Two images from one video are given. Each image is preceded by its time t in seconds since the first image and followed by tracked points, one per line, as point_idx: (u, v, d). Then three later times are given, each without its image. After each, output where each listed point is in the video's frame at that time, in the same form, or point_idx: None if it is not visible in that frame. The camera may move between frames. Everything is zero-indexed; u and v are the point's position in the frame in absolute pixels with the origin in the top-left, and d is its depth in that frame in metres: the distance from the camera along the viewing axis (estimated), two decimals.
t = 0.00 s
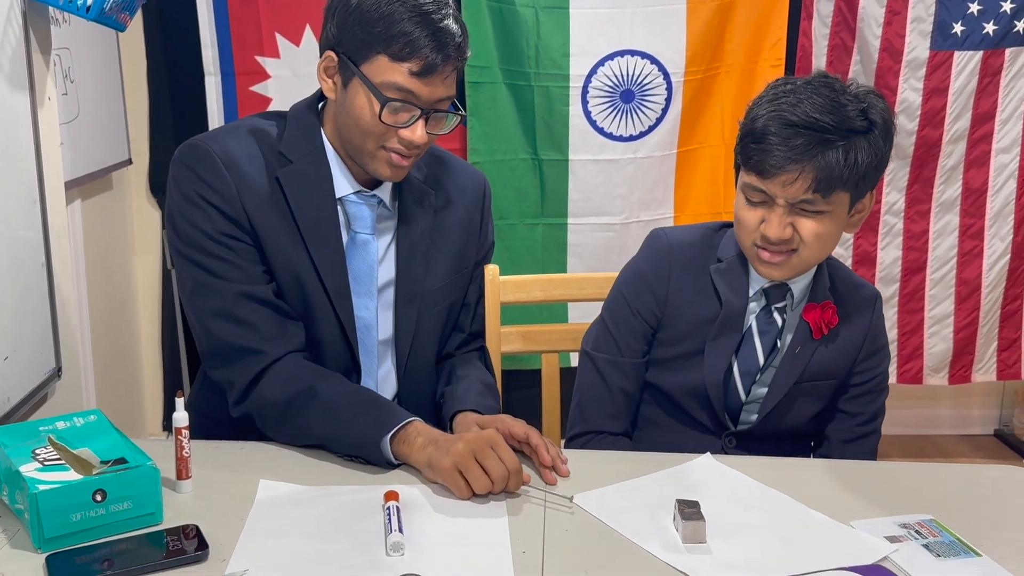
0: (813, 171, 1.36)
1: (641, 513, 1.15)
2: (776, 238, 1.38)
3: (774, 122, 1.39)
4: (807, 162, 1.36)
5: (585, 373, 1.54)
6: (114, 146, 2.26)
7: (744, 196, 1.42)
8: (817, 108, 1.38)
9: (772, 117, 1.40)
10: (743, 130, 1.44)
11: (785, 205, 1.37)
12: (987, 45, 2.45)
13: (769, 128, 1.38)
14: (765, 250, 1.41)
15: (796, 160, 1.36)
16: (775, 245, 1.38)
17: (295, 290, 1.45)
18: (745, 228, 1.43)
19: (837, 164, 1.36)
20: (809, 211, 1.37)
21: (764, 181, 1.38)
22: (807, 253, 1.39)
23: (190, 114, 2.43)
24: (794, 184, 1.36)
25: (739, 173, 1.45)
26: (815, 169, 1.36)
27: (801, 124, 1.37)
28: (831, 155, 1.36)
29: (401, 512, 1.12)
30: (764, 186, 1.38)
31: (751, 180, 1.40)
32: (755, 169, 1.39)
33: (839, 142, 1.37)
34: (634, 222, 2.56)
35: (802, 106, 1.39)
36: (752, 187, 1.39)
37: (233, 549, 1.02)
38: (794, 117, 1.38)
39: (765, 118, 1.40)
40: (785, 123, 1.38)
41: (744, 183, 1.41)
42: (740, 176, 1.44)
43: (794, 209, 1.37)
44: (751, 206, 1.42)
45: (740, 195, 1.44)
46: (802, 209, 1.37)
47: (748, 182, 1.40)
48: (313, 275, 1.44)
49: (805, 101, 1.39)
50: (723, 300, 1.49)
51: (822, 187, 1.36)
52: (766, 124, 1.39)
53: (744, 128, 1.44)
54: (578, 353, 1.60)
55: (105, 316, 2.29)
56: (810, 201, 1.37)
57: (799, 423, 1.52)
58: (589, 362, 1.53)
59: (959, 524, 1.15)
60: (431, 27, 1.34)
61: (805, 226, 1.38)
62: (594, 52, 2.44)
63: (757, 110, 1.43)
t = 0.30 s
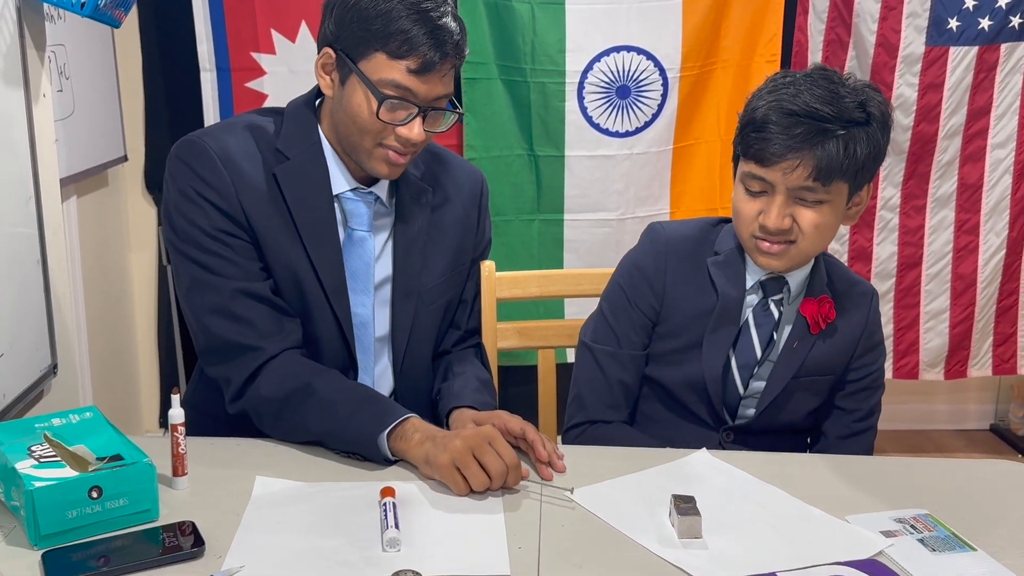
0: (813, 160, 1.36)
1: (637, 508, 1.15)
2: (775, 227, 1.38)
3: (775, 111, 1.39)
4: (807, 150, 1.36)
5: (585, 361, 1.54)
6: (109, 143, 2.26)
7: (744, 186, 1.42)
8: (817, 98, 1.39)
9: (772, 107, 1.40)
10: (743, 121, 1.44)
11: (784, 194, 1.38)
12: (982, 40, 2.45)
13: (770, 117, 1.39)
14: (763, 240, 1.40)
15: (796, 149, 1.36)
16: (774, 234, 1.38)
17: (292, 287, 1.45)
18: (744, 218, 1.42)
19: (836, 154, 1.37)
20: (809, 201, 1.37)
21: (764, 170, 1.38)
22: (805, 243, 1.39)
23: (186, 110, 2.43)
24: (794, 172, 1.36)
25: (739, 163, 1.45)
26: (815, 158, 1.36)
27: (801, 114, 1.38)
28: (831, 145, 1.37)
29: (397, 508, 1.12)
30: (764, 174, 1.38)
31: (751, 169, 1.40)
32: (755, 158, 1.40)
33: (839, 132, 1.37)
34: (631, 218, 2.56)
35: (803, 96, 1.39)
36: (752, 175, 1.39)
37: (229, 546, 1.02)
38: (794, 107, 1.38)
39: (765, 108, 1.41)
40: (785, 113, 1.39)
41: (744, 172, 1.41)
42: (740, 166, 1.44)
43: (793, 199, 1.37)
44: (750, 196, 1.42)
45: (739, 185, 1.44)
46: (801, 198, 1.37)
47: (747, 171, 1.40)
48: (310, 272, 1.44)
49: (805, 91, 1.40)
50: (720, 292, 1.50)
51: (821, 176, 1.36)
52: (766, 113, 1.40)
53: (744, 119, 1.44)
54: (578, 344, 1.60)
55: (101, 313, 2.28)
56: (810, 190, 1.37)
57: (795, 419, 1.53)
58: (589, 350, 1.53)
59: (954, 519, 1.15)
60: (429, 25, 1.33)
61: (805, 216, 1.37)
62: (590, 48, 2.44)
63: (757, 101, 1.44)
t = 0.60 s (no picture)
0: (809, 144, 1.36)
1: (634, 503, 1.15)
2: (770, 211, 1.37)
3: (771, 96, 1.40)
4: (803, 134, 1.36)
5: (591, 335, 1.53)
6: (105, 139, 2.25)
7: (739, 171, 1.42)
8: (812, 84, 1.39)
9: (768, 92, 1.40)
10: (739, 107, 1.44)
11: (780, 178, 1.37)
12: (979, 35, 2.45)
13: (766, 101, 1.39)
14: (758, 225, 1.40)
15: (791, 133, 1.36)
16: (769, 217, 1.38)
17: (290, 283, 1.44)
18: (739, 203, 1.42)
19: (832, 138, 1.37)
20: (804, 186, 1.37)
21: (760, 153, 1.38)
22: (799, 229, 1.38)
23: (182, 106, 2.42)
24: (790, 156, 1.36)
25: (734, 148, 1.45)
26: (811, 142, 1.36)
27: (797, 99, 1.38)
28: (827, 130, 1.37)
29: (394, 503, 1.12)
30: (760, 158, 1.38)
31: (747, 153, 1.39)
32: (751, 141, 1.39)
33: (834, 117, 1.38)
34: (628, 214, 2.56)
35: (799, 82, 1.40)
36: (748, 159, 1.39)
37: (226, 542, 1.02)
38: (790, 92, 1.39)
39: (761, 92, 1.41)
40: (782, 97, 1.39)
41: (739, 157, 1.41)
42: (735, 151, 1.44)
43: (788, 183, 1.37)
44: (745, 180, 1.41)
45: (733, 170, 1.43)
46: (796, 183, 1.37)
47: (743, 155, 1.40)
48: (308, 267, 1.44)
49: (801, 78, 1.40)
50: (711, 275, 1.50)
51: (816, 161, 1.37)
52: (762, 97, 1.40)
53: (740, 105, 1.45)
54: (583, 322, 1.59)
55: (97, 310, 2.28)
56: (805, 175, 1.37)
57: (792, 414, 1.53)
58: (593, 327, 1.53)
59: (950, 513, 1.16)
60: (427, 21, 1.33)
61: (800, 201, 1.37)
62: (587, 43, 2.44)
63: (753, 88, 1.44)
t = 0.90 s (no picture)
0: (808, 140, 1.36)
1: (631, 499, 1.15)
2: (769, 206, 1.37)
3: (769, 93, 1.39)
4: (801, 130, 1.36)
5: (607, 320, 1.50)
6: (102, 136, 2.25)
7: (737, 168, 1.42)
8: (809, 82, 1.40)
9: (766, 89, 1.40)
10: (737, 105, 1.44)
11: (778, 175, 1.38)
12: (975, 31, 2.46)
13: (764, 98, 1.39)
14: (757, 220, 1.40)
15: (790, 129, 1.36)
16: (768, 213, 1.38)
17: (286, 281, 1.44)
18: (738, 199, 1.42)
19: (830, 134, 1.37)
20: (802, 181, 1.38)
21: (759, 149, 1.38)
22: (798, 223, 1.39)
23: (179, 103, 2.42)
24: (789, 152, 1.36)
25: (732, 146, 1.44)
26: (810, 138, 1.36)
27: (795, 96, 1.38)
28: (825, 126, 1.37)
29: (391, 500, 1.12)
30: (758, 155, 1.38)
31: (745, 149, 1.39)
32: (750, 138, 1.39)
33: (832, 114, 1.38)
34: (625, 211, 2.56)
35: (796, 80, 1.40)
36: (747, 156, 1.39)
37: (222, 539, 1.03)
38: (788, 89, 1.39)
39: (759, 90, 1.41)
40: (780, 94, 1.39)
41: (738, 153, 1.40)
42: (734, 148, 1.43)
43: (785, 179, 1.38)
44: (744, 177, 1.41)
45: (731, 166, 1.43)
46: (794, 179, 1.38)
47: (741, 151, 1.39)
48: (305, 264, 1.44)
49: (798, 76, 1.41)
50: (712, 267, 1.51)
51: (815, 157, 1.37)
52: (760, 95, 1.40)
53: (737, 103, 1.45)
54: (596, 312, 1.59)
55: (94, 307, 2.28)
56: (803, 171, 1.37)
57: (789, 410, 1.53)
58: (608, 312, 1.51)
59: (946, 508, 1.16)
60: (425, 19, 1.33)
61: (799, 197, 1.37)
62: (584, 40, 2.44)
63: (751, 86, 1.44)
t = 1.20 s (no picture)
0: (807, 145, 1.37)
1: (629, 496, 1.15)
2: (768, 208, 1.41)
3: (769, 96, 1.38)
4: (801, 135, 1.37)
5: (613, 324, 1.51)
6: (99, 133, 2.25)
7: (736, 171, 1.43)
8: (810, 83, 1.38)
9: (766, 92, 1.39)
10: (735, 105, 1.43)
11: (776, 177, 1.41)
12: (973, 28, 2.46)
13: (764, 102, 1.38)
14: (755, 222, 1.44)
15: (790, 134, 1.36)
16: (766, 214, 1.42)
17: (284, 275, 1.44)
18: (736, 201, 1.45)
19: (829, 137, 1.38)
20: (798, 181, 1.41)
21: (759, 154, 1.39)
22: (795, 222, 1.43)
23: (176, 101, 2.42)
24: (788, 157, 1.37)
25: (731, 146, 1.44)
26: (809, 142, 1.37)
27: (795, 100, 1.37)
28: (825, 130, 1.37)
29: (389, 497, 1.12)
30: (757, 159, 1.39)
31: (744, 153, 1.40)
32: (750, 143, 1.39)
33: (831, 117, 1.37)
34: (623, 208, 2.56)
35: (795, 82, 1.39)
36: (746, 160, 1.40)
37: (220, 537, 1.03)
38: (787, 92, 1.38)
39: (759, 92, 1.40)
40: (780, 97, 1.37)
41: (737, 156, 1.41)
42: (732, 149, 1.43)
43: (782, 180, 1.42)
44: (743, 180, 1.42)
45: (730, 168, 1.44)
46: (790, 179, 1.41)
47: (740, 155, 1.40)
48: (303, 259, 1.44)
49: (798, 77, 1.39)
50: (713, 268, 1.52)
51: (813, 160, 1.38)
52: (760, 97, 1.39)
53: (736, 103, 1.43)
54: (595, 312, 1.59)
55: (92, 304, 2.28)
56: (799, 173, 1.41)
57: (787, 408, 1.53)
58: (614, 316, 1.51)
59: (943, 505, 1.16)
60: (421, 15, 1.33)
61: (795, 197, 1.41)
62: (583, 37, 2.44)
63: (750, 86, 1.42)
